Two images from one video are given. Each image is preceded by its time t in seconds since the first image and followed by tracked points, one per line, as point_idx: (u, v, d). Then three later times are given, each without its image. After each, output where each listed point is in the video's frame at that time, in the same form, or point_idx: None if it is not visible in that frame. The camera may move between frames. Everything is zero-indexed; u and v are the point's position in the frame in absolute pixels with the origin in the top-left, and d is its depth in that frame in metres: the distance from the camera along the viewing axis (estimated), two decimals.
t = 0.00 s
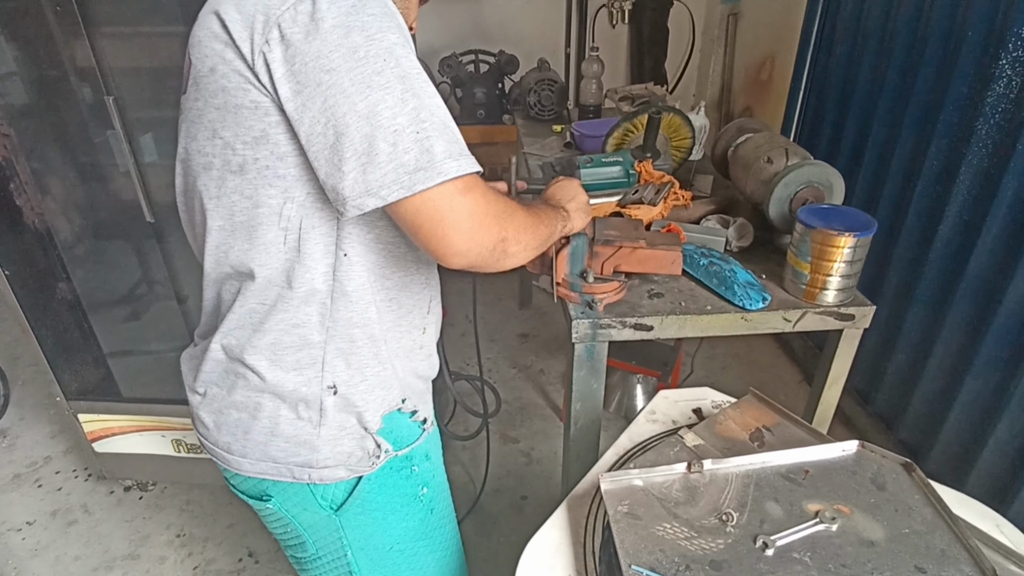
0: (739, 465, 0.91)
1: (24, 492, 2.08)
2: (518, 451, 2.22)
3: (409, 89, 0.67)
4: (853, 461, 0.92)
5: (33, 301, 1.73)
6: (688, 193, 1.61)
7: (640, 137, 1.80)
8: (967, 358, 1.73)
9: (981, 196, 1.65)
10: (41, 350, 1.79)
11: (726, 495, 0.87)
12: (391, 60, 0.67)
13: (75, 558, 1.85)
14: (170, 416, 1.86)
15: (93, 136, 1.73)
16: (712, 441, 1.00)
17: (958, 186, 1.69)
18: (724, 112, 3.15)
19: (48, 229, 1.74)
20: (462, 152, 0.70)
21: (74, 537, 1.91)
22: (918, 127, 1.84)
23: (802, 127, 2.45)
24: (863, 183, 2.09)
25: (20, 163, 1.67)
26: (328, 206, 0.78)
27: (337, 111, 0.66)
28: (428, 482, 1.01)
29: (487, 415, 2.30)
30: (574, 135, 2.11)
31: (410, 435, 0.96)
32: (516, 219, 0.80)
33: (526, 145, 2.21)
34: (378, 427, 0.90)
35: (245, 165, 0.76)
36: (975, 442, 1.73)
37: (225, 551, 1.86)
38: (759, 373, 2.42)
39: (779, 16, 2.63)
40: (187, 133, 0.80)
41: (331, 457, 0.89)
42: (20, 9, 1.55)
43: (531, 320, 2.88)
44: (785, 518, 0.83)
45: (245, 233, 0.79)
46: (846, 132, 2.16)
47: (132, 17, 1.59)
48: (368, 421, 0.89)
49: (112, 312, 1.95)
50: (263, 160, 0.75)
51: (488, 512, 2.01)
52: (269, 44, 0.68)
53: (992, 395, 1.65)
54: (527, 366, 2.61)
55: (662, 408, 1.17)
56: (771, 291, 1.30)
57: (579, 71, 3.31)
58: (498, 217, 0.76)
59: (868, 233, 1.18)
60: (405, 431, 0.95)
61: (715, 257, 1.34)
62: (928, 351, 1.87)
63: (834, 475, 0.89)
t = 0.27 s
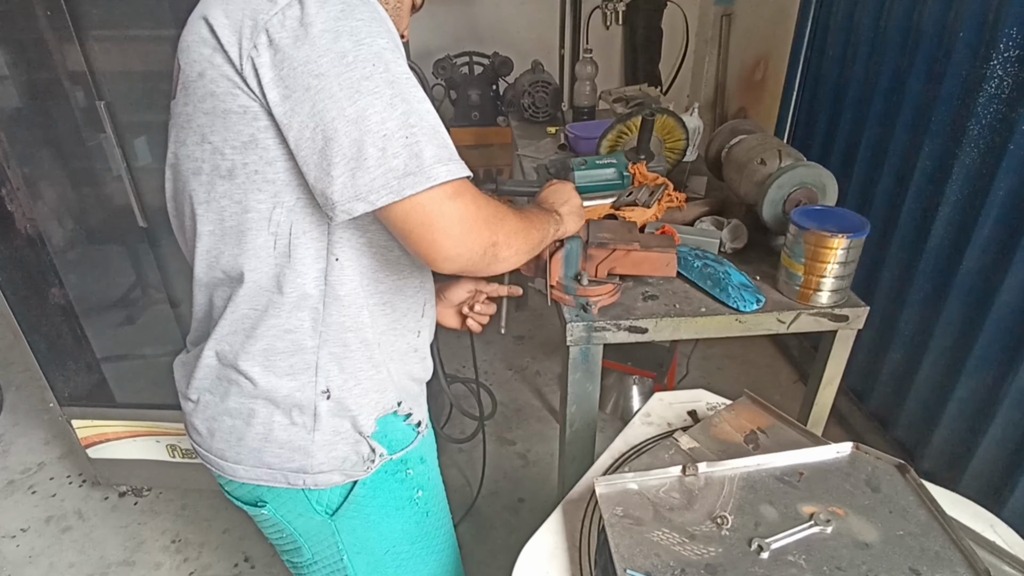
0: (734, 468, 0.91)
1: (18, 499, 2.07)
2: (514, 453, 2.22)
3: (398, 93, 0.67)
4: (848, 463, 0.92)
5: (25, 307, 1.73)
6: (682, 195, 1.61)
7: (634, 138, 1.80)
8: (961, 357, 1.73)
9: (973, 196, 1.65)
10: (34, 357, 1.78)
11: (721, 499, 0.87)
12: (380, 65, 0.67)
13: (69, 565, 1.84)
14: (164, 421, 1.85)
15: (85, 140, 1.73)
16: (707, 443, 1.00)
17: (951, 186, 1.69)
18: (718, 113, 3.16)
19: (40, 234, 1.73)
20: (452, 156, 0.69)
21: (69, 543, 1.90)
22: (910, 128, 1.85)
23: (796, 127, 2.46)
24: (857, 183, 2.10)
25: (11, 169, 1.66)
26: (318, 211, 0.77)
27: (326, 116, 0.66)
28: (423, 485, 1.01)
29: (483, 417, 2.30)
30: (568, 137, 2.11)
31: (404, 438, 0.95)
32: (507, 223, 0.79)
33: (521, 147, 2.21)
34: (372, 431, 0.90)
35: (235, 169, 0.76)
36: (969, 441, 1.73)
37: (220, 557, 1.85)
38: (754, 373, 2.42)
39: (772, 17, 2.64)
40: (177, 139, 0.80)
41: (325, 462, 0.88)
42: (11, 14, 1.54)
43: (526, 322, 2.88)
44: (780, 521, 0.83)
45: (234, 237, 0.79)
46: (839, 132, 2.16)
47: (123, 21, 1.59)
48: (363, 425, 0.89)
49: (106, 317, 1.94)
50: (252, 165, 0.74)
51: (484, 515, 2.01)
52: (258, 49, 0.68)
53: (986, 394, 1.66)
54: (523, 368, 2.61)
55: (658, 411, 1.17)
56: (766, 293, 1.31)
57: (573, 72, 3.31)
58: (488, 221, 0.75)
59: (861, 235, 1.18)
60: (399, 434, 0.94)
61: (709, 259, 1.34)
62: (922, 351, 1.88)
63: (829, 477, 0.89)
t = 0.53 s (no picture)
0: (738, 474, 0.90)
1: (14, 505, 2.05)
2: (514, 456, 2.21)
3: (392, 94, 0.65)
4: (854, 467, 0.90)
5: (19, 312, 1.71)
6: (682, 195, 1.59)
7: (633, 138, 1.78)
8: (963, 358, 1.72)
9: (975, 195, 1.64)
10: (28, 363, 1.77)
11: (726, 505, 0.85)
12: (373, 65, 0.65)
13: (65, 573, 1.82)
14: (160, 427, 1.84)
15: (80, 143, 1.71)
16: (710, 448, 0.98)
17: (952, 185, 1.68)
18: (717, 113, 3.15)
19: (34, 239, 1.71)
20: (447, 157, 0.68)
21: (65, 551, 1.89)
22: (911, 126, 1.83)
23: (795, 126, 2.44)
24: (857, 182, 2.08)
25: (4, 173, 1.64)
26: (311, 214, 0.76)
27: (318, 117, 0.64)
28: (420, 492, 0.99)
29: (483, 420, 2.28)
30: (567, 137, 2.10)
31: (401, 444, 0.94)
32: (504, 225, 0.78)
33: (519, 148, 2.19)
34: (368, 437, 0.88)
35: (226, 172, 0.74)
36: (973, 442, 1.72)
37: (218, 563, 1.84)
38: (755, 374, 2.40)
39: (771, 15, 2.63)
40: (166, 141, 0.78)
41: (320, 469, 0.87)
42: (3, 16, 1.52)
43: (525, 324, 2.86)
44: (786, 529, 0.82)
45: (226, 242, 0.77)
46: (839, 132, 2.15)
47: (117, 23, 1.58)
48: (359, 431, 0.87)
49: (101, 321, 1.93)
50: (243, 167, 0.73)
51: (485, 519, 1.99)
52: (248, 49, 0.66)
53: (990, 395, 1.64)
54: (523, 370, 2.59)
55: (659, 415, 1.16)
56: (768, 294, 1.29)
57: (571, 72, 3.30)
58: (484, 224, 0.74)
59: (864, 235, 1.17)
60: (396, 440, 0.93)
61: (710, 260, 1.32)
62: (924, 351, 1.86)
63: (835, 482, 0.88)
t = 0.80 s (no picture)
0: (749, 496, 0.86)
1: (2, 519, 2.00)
2: (514, 465, 2.16)
3: (371, 102, 0.61)
4: (870, 489, 0.86)
5: (5, 323, 1.66)
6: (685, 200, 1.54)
7: (634, 142, 1.74)
8: (974, 365, 1.68)
9: (985, 198, 1.60)
10: (15, 374, 1.73)
11: (737, 531, 0.81)
12: (350, 71, 0.61)
13: None
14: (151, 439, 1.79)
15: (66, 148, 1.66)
16: (718, 468, 0.94)
17: (961, 188, 1.64)
18: (717, 114, 3.10)
19: (20, 247, 1.67)
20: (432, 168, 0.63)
21: (54, 566, 1.84)
22: (918, 128, 1.79)
23: (797, 127, 2.40)
24: (862, 185, 2.04)
25: None
26: (289, 228, 0.71)
27: (292, 128, 0.60)
28: (412, 514, 0.95)
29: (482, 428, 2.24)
30: (566, 140, 2.05)
31: (390, 464, 0.89)
32: (496, 237, 0.73)
33: (517, 151, 2.15)
34: (355, 459, 0.84)
35: (197, 187, 0.70)
36: (984, 451, 1.68)
37: None
38: (759, 380, 2.36)
39: (772, 15, 2.58)
40: (136, 154, 0.74)
41: (303, 494, 0.82)
42: None
43: (525, 329, 2.82)
44: (800, 557, 0.77)
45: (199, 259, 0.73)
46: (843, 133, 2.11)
47: (104, 26, 1.53)
48: (344, 453, 0.82)
49: (95, 327, 1.87)
50: (215, 181, 0.69)
51: (485, 531, 1.95)
52: (216, 56, 0.62)
53: (1001, 403, 1.60)
54: (522, 376, 2.55)
55: (664, 430, 1.12)
56: (775, 303, 1.25)
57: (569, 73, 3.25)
58: (474, 236, 0.69)
59: (875, 242, 1.12)
60: (384, 461, 0.88)
61: (715, 268, 1.28)
62: (933, 357, 1.82)
63: (851, 506, 0.84)
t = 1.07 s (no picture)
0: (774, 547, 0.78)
1: None
2: (516, 488, 2.08)
3: (343, 129, 0.55)
4: (908, 539, 0.79)
5: None
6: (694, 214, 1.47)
7: (638, 153, 1.67)
8: (996, 383, 1.60)
9: (1006, 210, 1.52)
10: None
11: None
12: (319, 94, 0.55)
13: None
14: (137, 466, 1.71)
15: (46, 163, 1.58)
16: (739, 514, 0.87)
17: (980, 199, 1.57)
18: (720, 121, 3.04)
19: None
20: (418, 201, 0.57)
21: None
22: (932, 136, 1.71)
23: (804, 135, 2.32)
24: (874, 195, 1.96)
25: None
26: (257, 266, 0.64)
27: (253, 161, 0.53)
28: (402, 564, 0.87)
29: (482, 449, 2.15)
30: (567, 151, 1.98)
31: (374, 514, 0.82)
32: (495, 270, 0.66)
33: (516, 162, 2.07)
34: (335, 511, 0.77)
35: (151, 225, 0.63)
36: (1008, 473, 1.60)
37: None
38: (768, 396, 2.28)
39: (776, 20, 2.52)
40: (83, 187, 0.66)
41: (278, 550, 0.74)
42: None
43: (526, 343, 2.74)
44: None
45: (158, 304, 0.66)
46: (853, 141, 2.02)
47: (83, 35, 1.46)
48: (323, 505, 0.75)
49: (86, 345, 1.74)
50: (171, 219, 0.62)
51: (487, 558, 1.86)
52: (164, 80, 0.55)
53: None
54: (524, 393, 2.47)
55: (678, 465, 1.05)
56: (793, 326, 1.17)
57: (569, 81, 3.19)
58: (469, 271, 0.62)
59: (901, 262, 1.05)
60: (371, 508, 0.81)
61: (729, 288, 1.20)
62: (951, 374, 1.74)
63: (888, 558, 0.77)
